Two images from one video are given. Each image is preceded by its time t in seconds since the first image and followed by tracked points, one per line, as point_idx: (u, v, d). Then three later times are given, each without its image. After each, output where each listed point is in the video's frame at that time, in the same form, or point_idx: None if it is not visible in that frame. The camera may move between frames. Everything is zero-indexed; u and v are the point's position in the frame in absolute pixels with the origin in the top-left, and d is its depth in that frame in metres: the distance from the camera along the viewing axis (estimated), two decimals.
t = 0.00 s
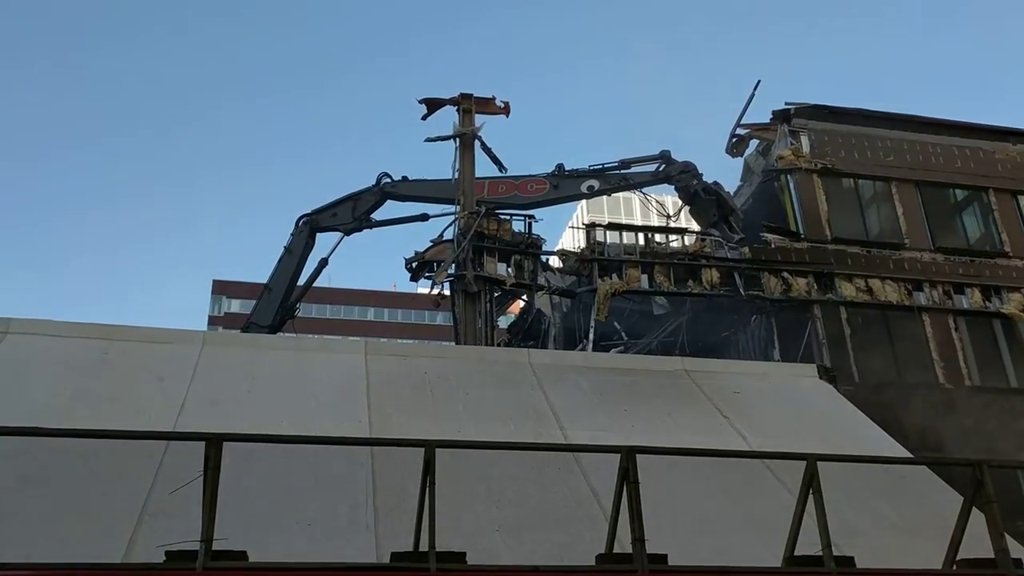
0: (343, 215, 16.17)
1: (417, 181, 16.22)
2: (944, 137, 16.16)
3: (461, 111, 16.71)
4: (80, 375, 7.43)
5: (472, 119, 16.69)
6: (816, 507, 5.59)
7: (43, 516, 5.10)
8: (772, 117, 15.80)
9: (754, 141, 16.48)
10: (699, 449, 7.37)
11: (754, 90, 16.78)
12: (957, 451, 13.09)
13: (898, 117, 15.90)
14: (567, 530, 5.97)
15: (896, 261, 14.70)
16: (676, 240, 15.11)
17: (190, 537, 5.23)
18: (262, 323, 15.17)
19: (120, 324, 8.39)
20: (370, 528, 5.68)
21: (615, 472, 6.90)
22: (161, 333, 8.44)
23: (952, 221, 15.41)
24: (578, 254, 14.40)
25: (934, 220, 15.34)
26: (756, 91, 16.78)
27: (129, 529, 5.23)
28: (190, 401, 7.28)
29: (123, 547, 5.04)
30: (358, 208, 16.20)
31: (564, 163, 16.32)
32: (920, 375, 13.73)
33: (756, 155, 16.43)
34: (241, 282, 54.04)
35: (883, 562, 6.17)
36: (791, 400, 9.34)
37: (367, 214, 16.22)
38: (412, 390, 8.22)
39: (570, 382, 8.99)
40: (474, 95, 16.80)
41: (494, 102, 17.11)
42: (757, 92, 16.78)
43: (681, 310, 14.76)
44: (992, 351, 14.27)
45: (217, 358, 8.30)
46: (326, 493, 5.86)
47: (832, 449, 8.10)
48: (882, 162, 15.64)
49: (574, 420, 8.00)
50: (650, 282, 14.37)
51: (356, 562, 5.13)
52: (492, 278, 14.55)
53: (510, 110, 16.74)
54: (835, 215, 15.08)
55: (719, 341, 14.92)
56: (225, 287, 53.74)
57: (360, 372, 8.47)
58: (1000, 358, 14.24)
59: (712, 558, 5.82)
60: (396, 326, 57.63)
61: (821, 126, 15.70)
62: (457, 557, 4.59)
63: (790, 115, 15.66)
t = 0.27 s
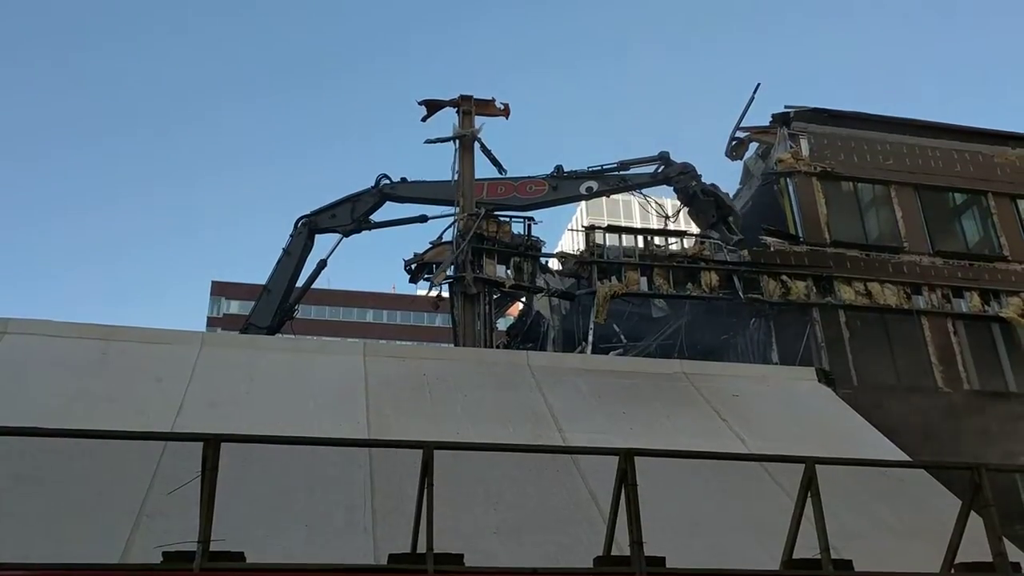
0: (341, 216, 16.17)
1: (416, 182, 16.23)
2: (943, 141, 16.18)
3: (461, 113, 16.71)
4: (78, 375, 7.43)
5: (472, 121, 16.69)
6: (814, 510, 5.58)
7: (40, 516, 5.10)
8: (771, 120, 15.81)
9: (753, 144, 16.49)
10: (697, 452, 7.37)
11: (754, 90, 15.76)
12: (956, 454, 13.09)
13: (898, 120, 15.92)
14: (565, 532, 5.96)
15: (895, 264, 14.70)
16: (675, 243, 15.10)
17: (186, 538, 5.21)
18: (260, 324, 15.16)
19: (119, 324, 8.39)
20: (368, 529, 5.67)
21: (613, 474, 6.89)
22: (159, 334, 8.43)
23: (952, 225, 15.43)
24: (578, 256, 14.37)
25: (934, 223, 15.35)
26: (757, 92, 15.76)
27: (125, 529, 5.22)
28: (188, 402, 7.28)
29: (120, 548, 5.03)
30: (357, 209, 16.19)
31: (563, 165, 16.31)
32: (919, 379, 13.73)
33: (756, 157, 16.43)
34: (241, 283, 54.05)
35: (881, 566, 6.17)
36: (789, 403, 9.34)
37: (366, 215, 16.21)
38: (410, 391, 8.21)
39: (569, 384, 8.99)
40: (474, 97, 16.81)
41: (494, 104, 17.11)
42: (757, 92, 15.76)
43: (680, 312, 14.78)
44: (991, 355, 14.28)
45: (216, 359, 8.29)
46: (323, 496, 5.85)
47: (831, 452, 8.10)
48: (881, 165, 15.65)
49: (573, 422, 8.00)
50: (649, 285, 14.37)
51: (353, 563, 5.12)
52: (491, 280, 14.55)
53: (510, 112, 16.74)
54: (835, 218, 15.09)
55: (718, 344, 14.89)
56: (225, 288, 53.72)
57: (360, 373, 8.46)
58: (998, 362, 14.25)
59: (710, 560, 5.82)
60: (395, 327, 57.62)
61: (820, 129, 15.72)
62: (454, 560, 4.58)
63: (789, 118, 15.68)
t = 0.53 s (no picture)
0: (340, 216, 16.16)
1: (414, 182, 16.23)
2: (941, 143, 16.19)
3: (460, 113, 16.71)
4: (75, 374, 7.41)
5: (471, 121, 16.69)
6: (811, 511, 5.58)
7: (37, 515, 5.09)
8: (770, 122, 15.82)
9: (752, 145, 16.50)
10: (695, 453, 7.36)
11: (754, 93, 15.92)
12: (953, 457, 13.09)
13: (897, 122, 15.94)
14: (563, 533, 5.95)
15: (893, 266, 14.72)
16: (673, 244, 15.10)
17: (183, 538, 5.20)
18: (258, 323, 15.15)
19: (117, 323, 8.37)
20: (365, 529, 5.65)
21: (611, 475, 6.89)
22: (157, 333, 8.42)
23: (950, 227, 15.44)
24: (577, 257, 14.38)
25: (932, 225, 15.37)
26: (757, 94, 15.93)
27: (122, 528, 5.21)
28: (186, 401, 7.27)
29: (117, 547, 5.02)
30: (355, 209, 16.19)
31: (562, 166, 16.31)
32: (917, 381, 13.73)
33: (754, 159, 16.44)
34: (240, 283, 54.03)
35: (878, 567, 6.17)
36: (788, 405, 9.34)
37: (365, 215, 16.20)
38: (408, 391, 8.21)
39: (568, 385, 8.98)
40: (474, 98, 16.80)
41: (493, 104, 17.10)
42: (757, 94, 15.92)
43: (678, 314, 14.77)
44: (989, 357, 14.29)
45: (214, 358, 8.28)
46: (320, 496, 5.85)
47: (828, 453, 8.10)
48: (879, 167, 15.67)
49: (571, 423, 7.99)
50: (647, 286, 14.36)
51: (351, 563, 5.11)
52: (490, 280, 14.56)
53: (510, 112, 16.73)
54: (833, 219, 15.10)
55: (713, 347, 14.94)
56: (223, 288, 53.68)
57: (358, 373, 8.45)
58: (996, 364, 14.26)
59: (707, 562, 5.81)
60: (393, 328, 57.59)
61: (819, 131, 15.72)
62: (452, 560, 4.58)
63: (788, 120, 15.69)
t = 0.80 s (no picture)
0: (340, 216, 16.15)
1: (414, 182, 16.22)
2: (941, 144, 16.20)
3: (460, 113, 16.70)
4: (75, 373, 7.40)
5: (471, 121, 16.68)
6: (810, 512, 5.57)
7: (35, 514, 5.08)
8: (770, 122, 15.83)
9: (752, 146, 16.50)
10: (694, 453, 7.36)
11: (754, 93, 15.62)
12: (952, 457, 13.09)
13: (896, 123, 15.94)
14: (562, 533, 5.95)
15: (892, 267, 14.74)
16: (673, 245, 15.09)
17: (181, 537, 5.19)
18: (258, 323, 15.15)
19: (115, 322, 8.36)
20: (364, 529, 5.65)
21: (610, 475, 6.88)
22: (156, 332, 8.41)
23: (949, 228, 15.45)
24: (576, 256, 14.37)
25: (932, 226, 15.37)
26: (756, 94, 15.62)
27: (120, 527, 5.20)
28: (185, 400, 7.26)
29: (115, 546, 5.01)
30: (355, 209, 16.18)
31: (562, 166, 16.30)
32: (916, 382, 13.74)
33: (754, 159, 16.44)
34: (239, 282, 53.99)
35: (877, 568, 6.17)
36: (787, 405, 9.34)
37: (365, 215, 16.19)
38: (407, 390, 8.21)
39: (567, 385, 8.98)
40: (474, 97, 16.81)
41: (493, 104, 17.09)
42: (757, 94, 15.61)
43: (677, 314, 14.79)
44: (988, 358, 14.30)
45: (213, 358, 8.27)
46: (319, 495, 5.84)
47: (827, 454, 8.09)
48: (879, 168, 15.67)
49: (570, 423, 7.99)
50: (647, 286, 14.34)
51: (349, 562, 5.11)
52: (490, 280, 14.56)
53: (509, 112, 16.73)
54: (833, 220, 15.10)
55: (713, 347, 15.08)
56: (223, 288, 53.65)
57: (357, 373, 8.44)
58: (995, 364, 14.27)
59: (706, 562, 5.81)
60: (392, 327, 57.56)
61: (819, 131, 15.72)
62: (450, 559, 4.57)
63: (787, 121, 15.70)
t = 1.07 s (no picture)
0: (341, 215, 16.15)
1: (414, 181, 16.21)
2: (940, 144, 16.19)
3: (460, 112, 16.70)
4: (74, 371, 7.40)
5: (471, 120, 16.67)
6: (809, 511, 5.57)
7: (34, 511, 5.07)
8: (770, 122, 15.83)
9: (751, 145, 16.49)
10: (693, 452, 7.36)
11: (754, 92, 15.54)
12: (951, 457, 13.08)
13: (896, 123, 15.94)
14: (561, 532, 5.95)
15: (892, 267, 14.74)
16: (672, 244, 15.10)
17: (179, 535, 5.19)
18: (258, 322, 15.14)
19: (115, 320, 8.36)
20: (363, 527, 5.65)
21: (609, 474, 6.88)
22: (156, 330, 8.41)
23: (949, 228, 15.45)
24: (576, 256, 14.38)
25: (932, 226, 15.37)
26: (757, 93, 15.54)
27: (118, 525, 5.20)
28: (184, 398, 7.26)
29: (114, 544, 5.01)
30: (356, 208, 16.18)
31: (562, 166, 16.29)
32: (915, 382, 13.73)
33: (753, 159, 16.44)
34: (238, 281, 53.95)
35: (876, 568, 6.17)
36: (786, 405, 9.33)
37: (365, 214, 16.18)
38: (406, 389, 8.20)
39: (566, 384, 8.97)
40: (474, 96, 16.80)
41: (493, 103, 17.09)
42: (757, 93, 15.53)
43: (676, 313, 14.71)
44: (987, 358, 14.30)
45: (212, 356, 8.26)
46: (318, 493, 5.83)
47: (826, 453, 8.09)
48: (878, 168, 15.67)
49: (568, 421, 7.98)
50: (646, 286, 14.37)
51: (348, 560, 5.11)
52: (490, 279, 14.57)
53: (510, 111, 16.72)
54: (833, 220, 15.10)
55: (710, 347, 14.81)
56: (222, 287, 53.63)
57: (356, 372, 8.43)
58: (994, 364, 14.27)
59: (705, 561, 5.81)
60: (392, 326, 57.55)
61: (819, 131, 15.71)
62: (449, 558, 4.57)
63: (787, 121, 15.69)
